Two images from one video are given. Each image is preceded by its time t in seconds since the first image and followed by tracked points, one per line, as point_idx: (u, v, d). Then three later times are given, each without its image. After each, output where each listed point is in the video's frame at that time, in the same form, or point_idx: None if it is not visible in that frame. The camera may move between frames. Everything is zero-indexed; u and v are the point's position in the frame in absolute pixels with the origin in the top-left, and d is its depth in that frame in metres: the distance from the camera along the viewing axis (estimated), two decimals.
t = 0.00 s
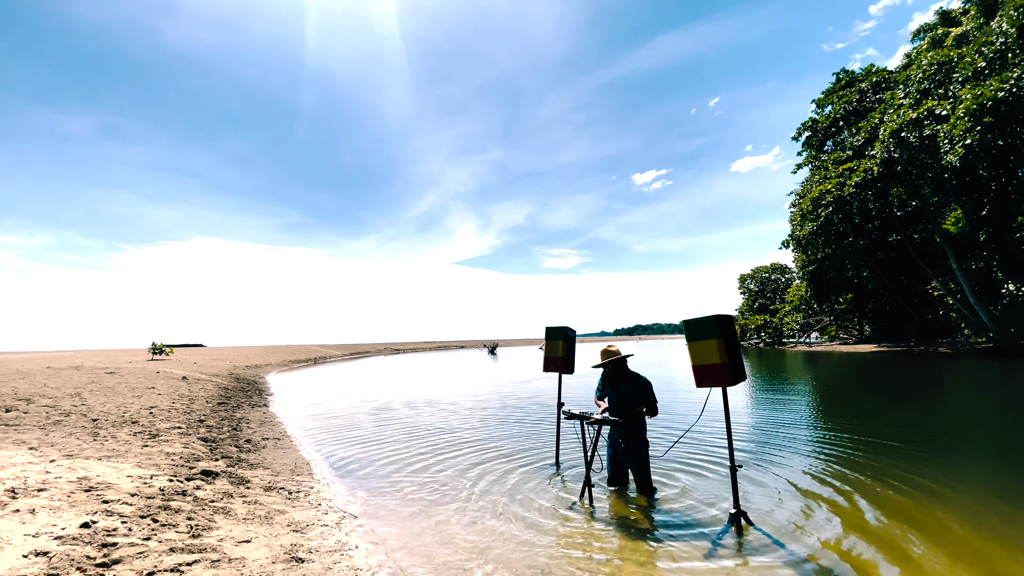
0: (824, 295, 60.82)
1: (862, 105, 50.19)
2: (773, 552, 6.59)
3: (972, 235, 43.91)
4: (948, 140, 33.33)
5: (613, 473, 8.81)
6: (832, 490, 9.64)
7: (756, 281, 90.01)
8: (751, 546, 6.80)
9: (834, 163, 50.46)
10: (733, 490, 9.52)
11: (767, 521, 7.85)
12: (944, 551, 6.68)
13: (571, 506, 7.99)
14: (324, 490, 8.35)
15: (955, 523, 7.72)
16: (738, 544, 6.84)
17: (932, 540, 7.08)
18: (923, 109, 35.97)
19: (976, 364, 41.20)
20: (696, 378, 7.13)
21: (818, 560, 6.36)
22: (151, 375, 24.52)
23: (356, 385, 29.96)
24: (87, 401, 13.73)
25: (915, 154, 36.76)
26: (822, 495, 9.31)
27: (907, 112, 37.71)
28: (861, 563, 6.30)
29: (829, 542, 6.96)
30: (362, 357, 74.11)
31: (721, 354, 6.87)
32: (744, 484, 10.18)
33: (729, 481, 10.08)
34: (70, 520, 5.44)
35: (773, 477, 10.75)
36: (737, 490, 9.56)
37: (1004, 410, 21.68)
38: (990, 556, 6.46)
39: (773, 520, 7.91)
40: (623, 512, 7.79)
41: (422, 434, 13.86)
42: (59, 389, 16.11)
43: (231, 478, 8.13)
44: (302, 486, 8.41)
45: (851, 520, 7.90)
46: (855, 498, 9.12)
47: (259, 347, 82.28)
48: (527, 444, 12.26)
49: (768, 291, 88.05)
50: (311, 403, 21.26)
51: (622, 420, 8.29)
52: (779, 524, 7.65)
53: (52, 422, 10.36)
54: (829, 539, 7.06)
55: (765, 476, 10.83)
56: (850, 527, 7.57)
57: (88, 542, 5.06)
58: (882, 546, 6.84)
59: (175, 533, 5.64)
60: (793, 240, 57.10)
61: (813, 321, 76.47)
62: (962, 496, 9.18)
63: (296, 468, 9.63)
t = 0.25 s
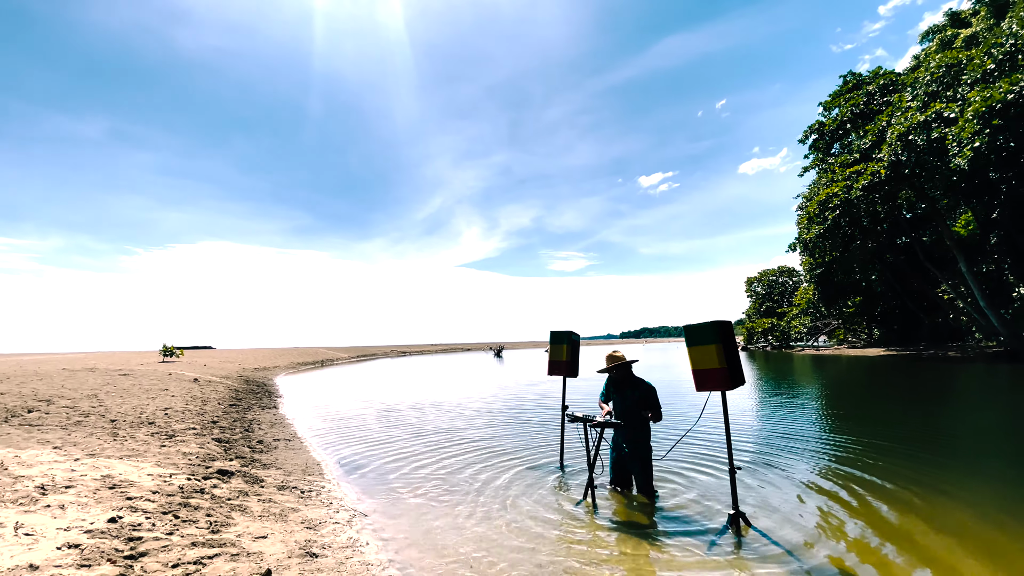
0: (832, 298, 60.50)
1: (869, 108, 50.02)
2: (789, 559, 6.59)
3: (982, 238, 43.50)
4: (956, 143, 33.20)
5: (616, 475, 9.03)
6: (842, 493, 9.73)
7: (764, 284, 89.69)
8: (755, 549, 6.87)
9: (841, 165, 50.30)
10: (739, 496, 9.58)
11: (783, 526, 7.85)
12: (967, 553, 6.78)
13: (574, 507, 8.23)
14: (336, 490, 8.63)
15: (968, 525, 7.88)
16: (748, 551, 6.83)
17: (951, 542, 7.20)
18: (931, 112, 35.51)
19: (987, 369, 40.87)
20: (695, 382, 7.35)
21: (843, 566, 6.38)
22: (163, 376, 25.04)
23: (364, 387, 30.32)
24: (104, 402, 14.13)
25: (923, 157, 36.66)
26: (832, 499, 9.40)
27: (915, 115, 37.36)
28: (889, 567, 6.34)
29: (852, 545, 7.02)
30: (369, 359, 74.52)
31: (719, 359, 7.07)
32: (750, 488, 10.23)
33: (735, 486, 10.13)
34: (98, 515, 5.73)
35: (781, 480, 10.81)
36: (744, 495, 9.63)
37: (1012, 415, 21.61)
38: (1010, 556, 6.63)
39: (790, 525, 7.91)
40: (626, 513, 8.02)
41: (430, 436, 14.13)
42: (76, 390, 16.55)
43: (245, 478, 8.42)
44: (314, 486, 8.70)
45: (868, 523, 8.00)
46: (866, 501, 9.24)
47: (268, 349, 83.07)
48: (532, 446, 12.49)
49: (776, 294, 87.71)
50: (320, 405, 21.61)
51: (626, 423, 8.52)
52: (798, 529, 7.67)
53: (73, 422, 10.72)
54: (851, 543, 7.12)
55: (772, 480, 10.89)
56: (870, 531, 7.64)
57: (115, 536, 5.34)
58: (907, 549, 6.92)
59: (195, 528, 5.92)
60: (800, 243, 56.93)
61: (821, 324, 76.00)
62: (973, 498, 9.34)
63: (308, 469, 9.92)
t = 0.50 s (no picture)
0: (837, 301, 60.31)
1: (874, 110, 49.89)
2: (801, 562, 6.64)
3: (989, 240, 43.22)
4: (960, 145, 33.24)
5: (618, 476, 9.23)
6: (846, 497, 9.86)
7: (768, 286, 89.56)
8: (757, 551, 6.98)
9: (845, 168, 50.24)
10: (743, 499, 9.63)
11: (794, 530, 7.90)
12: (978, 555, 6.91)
13: (576, 505, 8.43)
14: (343, 488, 8.87)
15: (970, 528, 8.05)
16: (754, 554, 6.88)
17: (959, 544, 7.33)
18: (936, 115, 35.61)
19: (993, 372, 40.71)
20: (694, 385, 7.55)
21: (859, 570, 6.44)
22: (172, 377, 25.39)
23: (369, 388, 30.59)
24: (117, 402, 14.45)
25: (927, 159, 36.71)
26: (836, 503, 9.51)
27: (919, 117, 37.40)
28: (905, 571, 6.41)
29: (863, 549, 7.13)
30: (373, 360, 74.83)
31: (716, 362, 7.28)
32: (754, 491, 10.32)
33: (740, 491, 10.17)
34: (118, 511, 5.97)
35: (785, 483, 10.90)
36: (748, 498, 9.73)
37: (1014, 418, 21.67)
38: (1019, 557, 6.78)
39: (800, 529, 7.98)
40: (626, 512, 8.22)
41: (434, 436, 14.34)
42: (88, 390, 16.88)
43: (256, 476, 8.68)
44: (322, 484, 8.93)
45: (876, 526, 8.12)
46: (870, 505, 9.37)
47: (272, 350, 83.52)
48: (535, 447, 12.69)
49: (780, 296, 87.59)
50: (326, 405, 21.85)
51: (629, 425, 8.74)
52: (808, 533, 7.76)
53: (88, 422, 11.03)
54: (863, 547, 7.21)
55: (774, 483, 11.00)
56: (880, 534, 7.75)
57: (135, 530, 5.57)
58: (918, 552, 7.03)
59: (210, 524, 6.16)
60: (804, 246, 56.90)
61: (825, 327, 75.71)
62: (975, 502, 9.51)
63: (316, 468, 10.17)
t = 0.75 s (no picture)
0: (839, 302, 60.32)
1: (876, 113, 49.92)
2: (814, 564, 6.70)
3: (991, 242, 43.21)
4: (961, 148, 33.38)
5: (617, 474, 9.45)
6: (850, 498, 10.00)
7: (770, 287, 89.59)
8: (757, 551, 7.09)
9: (847, 170, 50.31)
10: (747, 500, 9.72)
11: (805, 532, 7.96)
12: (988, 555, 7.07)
13: (575, 502, 8.67)
14: (348, 485, 9.10)
15: (971, 528, 8.25)
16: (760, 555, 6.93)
17: (966, 544, 7.50)
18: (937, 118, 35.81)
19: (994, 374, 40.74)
20: (688, 387, 7.76)
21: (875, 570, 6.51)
22: (177, 375, 25.65)
23: (371, 387, 30.81)
24: (124, 400, 14.70)
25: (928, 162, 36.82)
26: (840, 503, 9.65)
27: (921, 120, 37.59)
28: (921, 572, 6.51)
29: (876, 549, 7.24)
30: (375, 359, 75.11)
31: (710, 364, 7.48)
32: (754, 490, 10.48)
33: (743, 492, 10.25)
34: (132, 504, 6.21)
35: (788, 484, 11.00)
36: (748, 497, 9.88)
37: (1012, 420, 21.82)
38: None
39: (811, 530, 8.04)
40: (624, 509, 8.45)
41: (436, 435, 14.56)
42: (96, 388, 17.13)
43: (263, 473, 8.91)
44: (326, 481, 9.15)
45: (883, 527, 8.27)
46: (874, 505, 9.52)
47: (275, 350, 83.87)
48: (535, 446, 12.89)
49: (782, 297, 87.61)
50: (329, 404, 22.09)
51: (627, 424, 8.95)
52: (820, 534, 7.83)
53: (98, 419, 11.27)
54: (876, 547, 7.33)
55: (774, 483, 11.17)
56: (890, 535, 7.87)
57: (149, 523, 5.79)
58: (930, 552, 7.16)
59: (220, 518, 6.38)
60: (806, 247, 56.98)
61: (827, 328, 75.68)
62: (975, 501, 9.73)
63: (320, 465, 10.40)
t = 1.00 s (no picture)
0: (838, 303, 60.46)
1: (875, 115, 50.05)
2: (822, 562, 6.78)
3: (990, 244, 43.28)
4: (959, 150, 33.57)
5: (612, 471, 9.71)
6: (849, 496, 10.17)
7: (770, 288, 89.76)
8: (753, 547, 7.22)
9: (846, 172, 50.46)
10: (748, 499, 9.82)
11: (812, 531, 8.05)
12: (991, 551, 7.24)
13: (571, 498, 8.93)
14: (350, 480, 9.35)
15: (968, 523, 8.46)
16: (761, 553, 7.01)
17: (969, 540, 7.67)
18: (936, 120, 36.00)
19: (992, 376, 40.89)
20: (681, 386, 7.98)
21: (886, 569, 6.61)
22: (180, 373, 25.91)
23: (371, 385, 31.03)
24: (129, 397, 14.95)
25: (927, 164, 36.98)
26: (840, 501, 9.80)
27: (920, 123, 37.81)
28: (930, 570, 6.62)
29: (884, 547, 7.36)
30: (375, 358, 75.35)
31: (702, 364, 7.71)
32: (748, 488, 10.65)
33: (741, 491, 10.39)
34: (142, 497, 6.44)
35: (785, 483, 11.14)
36: (742, 495, 10.05)
37: (1008, 423, 21.92)
38: None
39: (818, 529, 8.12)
40: (618, 504, 8.71)
41: (436, 433, 14.80)
42: (101, 385, 17.39)
43: (267, 468, 9.15)
44: (329, 476, 9.39)
45: (887, 524, 8.41)
46: (873, 502, 9.71)
47: (276, 348, 84.12)
48: (533, 444, 13.11)
49: (782, 298, 87.78)
50: (330, 402, 22.30)
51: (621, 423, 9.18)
52: (828, 533, 7.93)
53: (105, 415, 11.51)
54: (882, 545, 7.46)
55: (769, 481, 11.32)
56: (896, 532, 8.00)
57: (160, 513, 6.03)
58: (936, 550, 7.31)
59: (227, 510, 6.62)
60: (806, 248, 57.11)
61: (827, 329, 75.78)
62: (970, 498, 9.95)
63: (322, 461, 10.64)
